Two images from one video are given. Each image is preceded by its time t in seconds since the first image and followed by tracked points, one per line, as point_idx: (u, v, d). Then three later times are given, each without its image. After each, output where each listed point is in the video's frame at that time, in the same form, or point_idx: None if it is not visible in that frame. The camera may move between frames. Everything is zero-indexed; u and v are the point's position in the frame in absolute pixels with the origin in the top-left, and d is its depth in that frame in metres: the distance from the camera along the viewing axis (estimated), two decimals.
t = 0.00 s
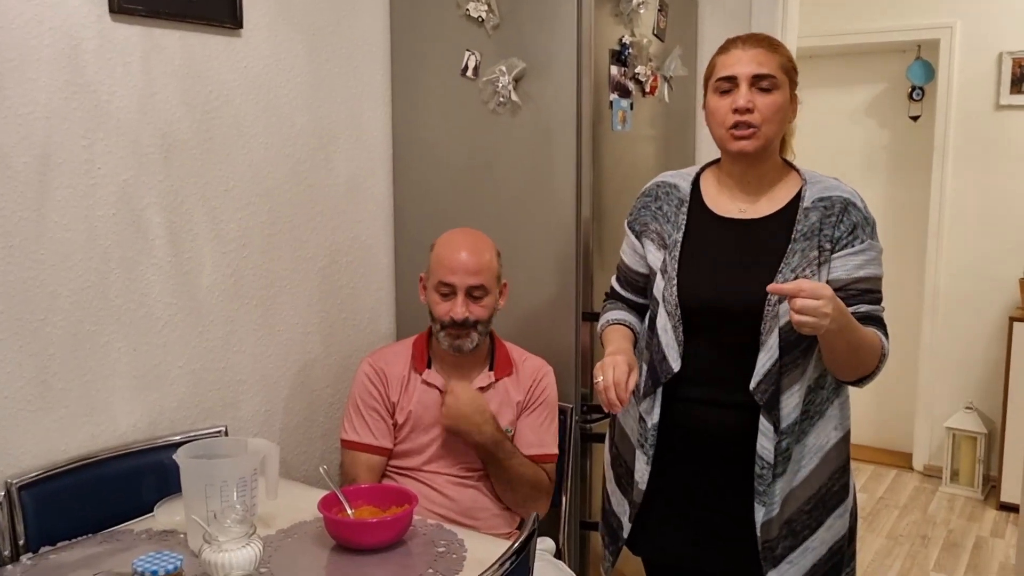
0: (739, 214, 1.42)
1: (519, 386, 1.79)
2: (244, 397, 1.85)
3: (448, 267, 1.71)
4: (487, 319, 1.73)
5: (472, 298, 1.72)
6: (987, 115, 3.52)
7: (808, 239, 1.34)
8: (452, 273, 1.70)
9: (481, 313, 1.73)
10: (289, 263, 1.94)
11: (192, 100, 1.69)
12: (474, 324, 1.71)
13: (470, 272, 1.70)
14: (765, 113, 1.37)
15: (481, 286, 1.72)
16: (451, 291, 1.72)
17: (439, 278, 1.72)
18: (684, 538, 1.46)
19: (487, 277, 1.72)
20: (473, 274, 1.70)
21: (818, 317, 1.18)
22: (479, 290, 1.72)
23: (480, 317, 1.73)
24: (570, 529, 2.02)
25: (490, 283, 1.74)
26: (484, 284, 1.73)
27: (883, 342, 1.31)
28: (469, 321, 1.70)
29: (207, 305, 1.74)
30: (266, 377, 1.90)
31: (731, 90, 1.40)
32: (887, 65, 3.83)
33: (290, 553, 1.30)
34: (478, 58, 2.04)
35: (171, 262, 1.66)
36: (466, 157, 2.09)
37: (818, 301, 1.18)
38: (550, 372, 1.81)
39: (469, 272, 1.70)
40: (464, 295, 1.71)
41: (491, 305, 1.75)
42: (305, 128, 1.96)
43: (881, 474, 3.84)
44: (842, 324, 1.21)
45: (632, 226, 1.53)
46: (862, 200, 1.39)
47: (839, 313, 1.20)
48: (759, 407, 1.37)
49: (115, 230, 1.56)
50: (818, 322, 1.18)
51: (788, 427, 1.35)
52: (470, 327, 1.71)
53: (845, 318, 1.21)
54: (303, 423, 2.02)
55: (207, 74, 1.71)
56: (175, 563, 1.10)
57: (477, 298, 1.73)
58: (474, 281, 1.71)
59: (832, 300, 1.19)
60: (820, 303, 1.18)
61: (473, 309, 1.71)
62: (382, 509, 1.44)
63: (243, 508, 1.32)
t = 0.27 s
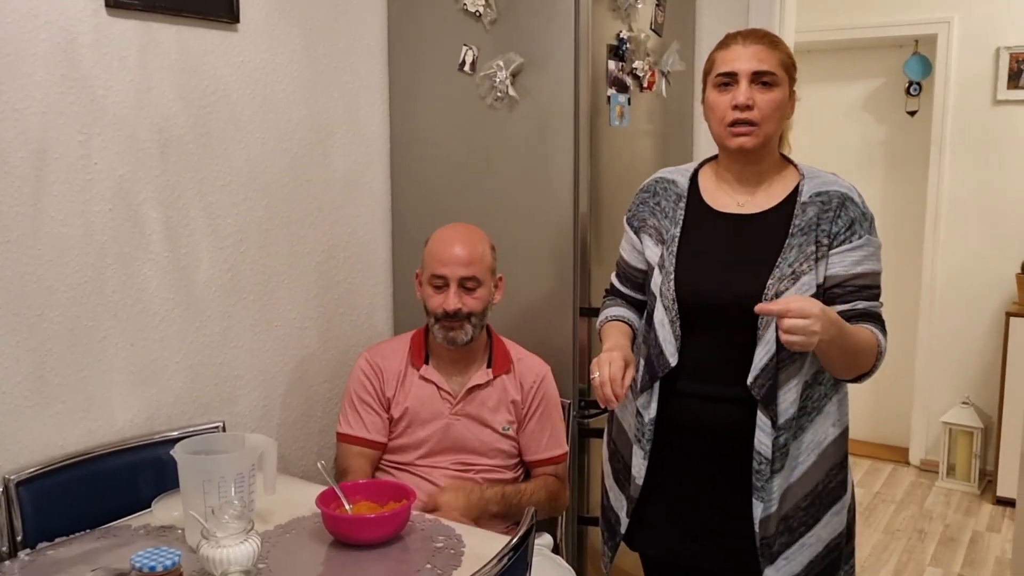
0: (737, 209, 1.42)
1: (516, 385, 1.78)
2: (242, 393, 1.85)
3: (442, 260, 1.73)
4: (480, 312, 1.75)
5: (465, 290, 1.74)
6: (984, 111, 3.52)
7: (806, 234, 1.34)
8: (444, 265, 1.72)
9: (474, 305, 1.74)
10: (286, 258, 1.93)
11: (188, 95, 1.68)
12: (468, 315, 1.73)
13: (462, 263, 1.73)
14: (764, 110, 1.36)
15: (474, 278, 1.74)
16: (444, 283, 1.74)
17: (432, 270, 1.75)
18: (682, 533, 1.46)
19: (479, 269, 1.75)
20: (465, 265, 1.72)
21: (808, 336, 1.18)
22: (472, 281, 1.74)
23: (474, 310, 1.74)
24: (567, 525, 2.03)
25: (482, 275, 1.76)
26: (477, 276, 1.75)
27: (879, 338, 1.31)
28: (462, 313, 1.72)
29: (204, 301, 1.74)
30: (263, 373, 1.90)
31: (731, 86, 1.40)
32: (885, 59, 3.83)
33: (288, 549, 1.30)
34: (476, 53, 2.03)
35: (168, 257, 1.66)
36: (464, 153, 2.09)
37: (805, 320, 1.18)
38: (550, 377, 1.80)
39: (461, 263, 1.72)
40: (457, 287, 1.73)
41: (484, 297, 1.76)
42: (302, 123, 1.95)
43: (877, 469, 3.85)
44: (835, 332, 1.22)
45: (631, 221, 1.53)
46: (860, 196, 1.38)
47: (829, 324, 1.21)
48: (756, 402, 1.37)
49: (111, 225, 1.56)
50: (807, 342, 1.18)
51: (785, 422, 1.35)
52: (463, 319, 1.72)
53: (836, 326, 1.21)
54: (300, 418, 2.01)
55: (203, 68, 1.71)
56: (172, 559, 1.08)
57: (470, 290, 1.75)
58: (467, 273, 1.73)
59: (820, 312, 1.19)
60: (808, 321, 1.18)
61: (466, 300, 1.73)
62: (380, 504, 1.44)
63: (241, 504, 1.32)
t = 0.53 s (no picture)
0: (741, 195, 1.41)
1: (512, 381, 1.78)
2: (241, 387, 1.84)
3: (441, 251, 1.73)
4: (479, 303, 1.75)
5: (464, 280, 1.74)
6: (983, 104, 3.52)
7: (804, 217, 1.34)
8: (444, 255, 1.73)
9: (474, 296, 1.74)
10: (285, 252, 1.93)
11: (187, 88, 1.67)
12: (467, 306, 1.73)
13: (462, 254, 1.73)
14: (771, 94, 1.37)
15: (473, 268, 1.74)
16: (443, 273, 1.74)
17: (432, 261, 1.75)
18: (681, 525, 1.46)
19: (479, 261, 1.75)
20: (464, 255, 1.73)
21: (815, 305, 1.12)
22: (471, 272, 1.75)
23: (473, 300, 1.74)
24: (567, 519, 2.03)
25: (482, 266, 1.76)
26: (476, 267, 1.75)
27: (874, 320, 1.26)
28: (461, 302, 1.72)
29: (204, 295, 1.74)
30: (262, 367, 1.90)
31: (736, 72, 1.40)
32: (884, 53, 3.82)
33: (288, 544, 1.30)
34: (475, 46, 2.02)
35: (167, 251, 1.66)
36: (463, 146, 2.08)
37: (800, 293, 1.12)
38: (548, 373, 1.80)
39: (461, 254, 1.73)
40: (456, 277, 1.73)
41: (484, 288, 1.77)
42: (301, 117, 1.94)
43: (875, 462, 3.85)
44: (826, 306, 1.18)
45: (631, 211, 1.53)
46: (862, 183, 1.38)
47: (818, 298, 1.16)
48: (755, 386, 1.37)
49: (110, 219, 1.55)
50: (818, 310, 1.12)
51: (784, 406, 1.34)
52: (463, 308, 1.73)
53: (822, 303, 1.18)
54: (300, 412, 2.01)
55: (202, 62, 1.70)
56: (173, 553, 1.08)
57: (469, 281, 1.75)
58: (466, 263, 1.73)
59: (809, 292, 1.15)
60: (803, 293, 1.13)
61: (465, 290, 1.73)
62: (380, 498, 1.44)
63: (240, 498, 1.31)
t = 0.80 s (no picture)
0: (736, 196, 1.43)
1: (511, 376, 1.78)
2: (239, 382, 1.85)
3: (439, 247, 1.74)
4: (476, 300, 1.75)
5: (460, 277, 1.75)
6: (979, 101, 3.53)
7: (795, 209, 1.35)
8: (441, 252, 1.74)
9: (468, 293, 1.74)
10: (282, 248, 1.93)
11: (184, 85, 1.67)
12: (463, 303, 1.73)
13: (459, 251, 1.74)
14: (767, 96, 1.37)
15: (469, 265, 1.75)
16: (439, 270, 1.75)
17: (429, 258, 1.76)
18: (677, 520, 1.47)
19: (476, 257, 1.75)
20: (461, 252, 1.73)
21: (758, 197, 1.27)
22: (467, 268, 1.75)
23: (469, 298, 1.74)
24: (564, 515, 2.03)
25: (479, 263, 1.76)
26: (474, 264, 1.76)
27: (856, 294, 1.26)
28: (456, 299, 1.72)
29: (201, 291, 1.74)
30: (260, 363, 1.90)
31: (732, 73, 1.40)
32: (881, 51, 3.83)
33: (286, 538, 1.31)
34: (472, 43, 2.03)
35: (164, 246, 1.66)
36: (461, 142, 2.09)
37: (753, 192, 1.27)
38: (546, 370, 1.81)
39: (458, 251, 1.73)
40: (452, 273, 1.74)
41: (481, 285, 1.77)
42: (298, 113, 1.95)
43: (871, 458, 3.87)
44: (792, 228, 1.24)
45: (628, 210, 1.54)
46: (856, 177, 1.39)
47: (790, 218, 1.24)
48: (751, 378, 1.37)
49: (107, 215, 1.55)
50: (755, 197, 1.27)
51: (780, 398, 1.35)
52: (459, 307, 1.73)
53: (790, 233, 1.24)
54: (297, 408, 2.02)
55: (199, 57, 1.70)
56: (171, 548, 1.08)
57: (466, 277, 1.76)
58: (463, 260, 1.74)
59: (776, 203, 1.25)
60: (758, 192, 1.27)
61: (460, 287, 1.73)
62: (378, 493, 1.44)
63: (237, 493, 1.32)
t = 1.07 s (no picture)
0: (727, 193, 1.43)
1: (507, 372, 1.78)
2: (234, 377, 1.85)
3: (435, 243, 1.74)
4: (472, 296, 1.75)
5: (457, 272, 1.75)
6: (976, 97, 3.53)
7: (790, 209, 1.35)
8: (437, 247, 1.74)
9: (464, 289, 1.74)
10: (278, 243, 1.93)
11: (179, 79, 1.67)
12: (458, 299, 1.73)
13: (456, 247, 1.74)
14: (757, 92, 1.36)
15: (466, 260, 1.75)
16: (436, 265, 1.75)
17: (426, 253, 1.76)
18: (671, 515, 1.47)
19: (472, 253, 1.75)
20: (458, 247, 1.73)
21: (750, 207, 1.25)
22: (464, 264, 1.75)
23: (465, 294, 1.74)
24: (559, 509, 2.04)
25: (475, 259, 1.76)
26: (470, 259, 1.76)
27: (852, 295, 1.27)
28: (452, 295, 1.72)
29: (196, 286, 1.74)
30: (255, 358, 1.90)
31: (722, 68, 1.40)
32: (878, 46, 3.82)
33: (281, 533, 1.31)
34: (468, 37, 2.02)
35: (159, 241, 1.66)
36: (456, 137, 2.09)
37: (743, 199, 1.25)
38: (542, 367, 1.81)
39: (455, 246, 1.73)
40: (449, 269, 1.74)
41: (478, 280, 1.77)
42: (294, 108, 1.94)
43: (867, 454, 3.87)
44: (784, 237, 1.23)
45: (621, 207, 1.54)
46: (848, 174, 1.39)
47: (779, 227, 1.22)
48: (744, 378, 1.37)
49: (102, 210, 1.55)
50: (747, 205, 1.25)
51: (773, 397, 1.35)
52: (455, 303, 1.73)
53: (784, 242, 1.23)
54: (293, 403, 2.02)
55: (194, 52, 1.70)
56: (165, 541, 1.08)
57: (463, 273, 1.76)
58: (459, 255, 1.74)
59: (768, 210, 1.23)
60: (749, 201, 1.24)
61: (457, 283, 1.73)
62: (373, 489, 1.44)
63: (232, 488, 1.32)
